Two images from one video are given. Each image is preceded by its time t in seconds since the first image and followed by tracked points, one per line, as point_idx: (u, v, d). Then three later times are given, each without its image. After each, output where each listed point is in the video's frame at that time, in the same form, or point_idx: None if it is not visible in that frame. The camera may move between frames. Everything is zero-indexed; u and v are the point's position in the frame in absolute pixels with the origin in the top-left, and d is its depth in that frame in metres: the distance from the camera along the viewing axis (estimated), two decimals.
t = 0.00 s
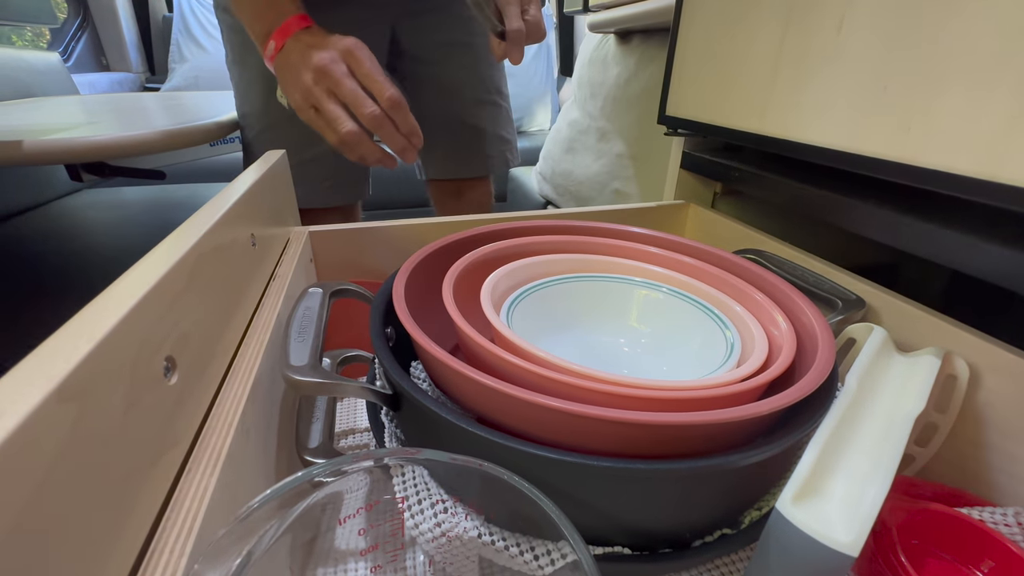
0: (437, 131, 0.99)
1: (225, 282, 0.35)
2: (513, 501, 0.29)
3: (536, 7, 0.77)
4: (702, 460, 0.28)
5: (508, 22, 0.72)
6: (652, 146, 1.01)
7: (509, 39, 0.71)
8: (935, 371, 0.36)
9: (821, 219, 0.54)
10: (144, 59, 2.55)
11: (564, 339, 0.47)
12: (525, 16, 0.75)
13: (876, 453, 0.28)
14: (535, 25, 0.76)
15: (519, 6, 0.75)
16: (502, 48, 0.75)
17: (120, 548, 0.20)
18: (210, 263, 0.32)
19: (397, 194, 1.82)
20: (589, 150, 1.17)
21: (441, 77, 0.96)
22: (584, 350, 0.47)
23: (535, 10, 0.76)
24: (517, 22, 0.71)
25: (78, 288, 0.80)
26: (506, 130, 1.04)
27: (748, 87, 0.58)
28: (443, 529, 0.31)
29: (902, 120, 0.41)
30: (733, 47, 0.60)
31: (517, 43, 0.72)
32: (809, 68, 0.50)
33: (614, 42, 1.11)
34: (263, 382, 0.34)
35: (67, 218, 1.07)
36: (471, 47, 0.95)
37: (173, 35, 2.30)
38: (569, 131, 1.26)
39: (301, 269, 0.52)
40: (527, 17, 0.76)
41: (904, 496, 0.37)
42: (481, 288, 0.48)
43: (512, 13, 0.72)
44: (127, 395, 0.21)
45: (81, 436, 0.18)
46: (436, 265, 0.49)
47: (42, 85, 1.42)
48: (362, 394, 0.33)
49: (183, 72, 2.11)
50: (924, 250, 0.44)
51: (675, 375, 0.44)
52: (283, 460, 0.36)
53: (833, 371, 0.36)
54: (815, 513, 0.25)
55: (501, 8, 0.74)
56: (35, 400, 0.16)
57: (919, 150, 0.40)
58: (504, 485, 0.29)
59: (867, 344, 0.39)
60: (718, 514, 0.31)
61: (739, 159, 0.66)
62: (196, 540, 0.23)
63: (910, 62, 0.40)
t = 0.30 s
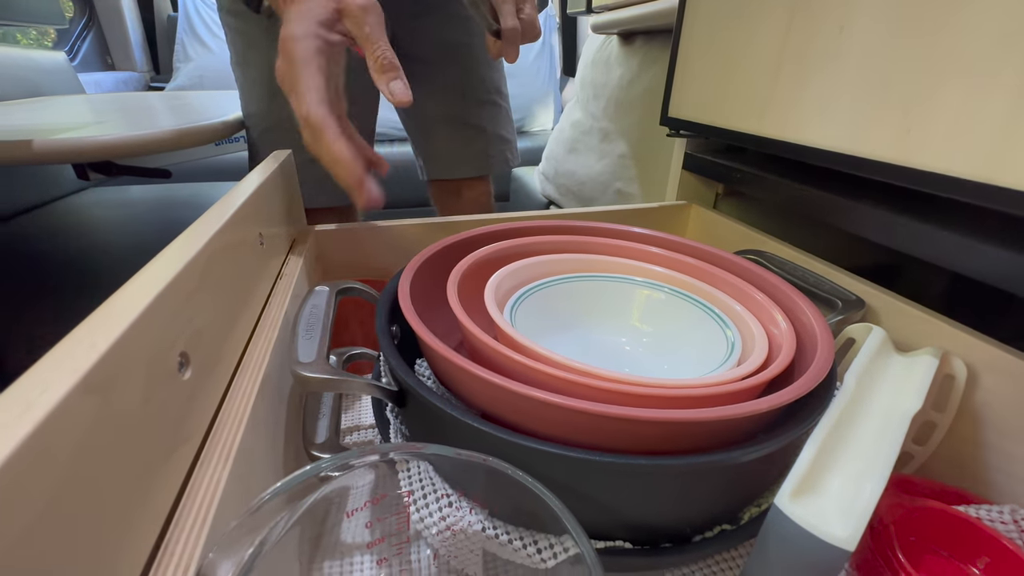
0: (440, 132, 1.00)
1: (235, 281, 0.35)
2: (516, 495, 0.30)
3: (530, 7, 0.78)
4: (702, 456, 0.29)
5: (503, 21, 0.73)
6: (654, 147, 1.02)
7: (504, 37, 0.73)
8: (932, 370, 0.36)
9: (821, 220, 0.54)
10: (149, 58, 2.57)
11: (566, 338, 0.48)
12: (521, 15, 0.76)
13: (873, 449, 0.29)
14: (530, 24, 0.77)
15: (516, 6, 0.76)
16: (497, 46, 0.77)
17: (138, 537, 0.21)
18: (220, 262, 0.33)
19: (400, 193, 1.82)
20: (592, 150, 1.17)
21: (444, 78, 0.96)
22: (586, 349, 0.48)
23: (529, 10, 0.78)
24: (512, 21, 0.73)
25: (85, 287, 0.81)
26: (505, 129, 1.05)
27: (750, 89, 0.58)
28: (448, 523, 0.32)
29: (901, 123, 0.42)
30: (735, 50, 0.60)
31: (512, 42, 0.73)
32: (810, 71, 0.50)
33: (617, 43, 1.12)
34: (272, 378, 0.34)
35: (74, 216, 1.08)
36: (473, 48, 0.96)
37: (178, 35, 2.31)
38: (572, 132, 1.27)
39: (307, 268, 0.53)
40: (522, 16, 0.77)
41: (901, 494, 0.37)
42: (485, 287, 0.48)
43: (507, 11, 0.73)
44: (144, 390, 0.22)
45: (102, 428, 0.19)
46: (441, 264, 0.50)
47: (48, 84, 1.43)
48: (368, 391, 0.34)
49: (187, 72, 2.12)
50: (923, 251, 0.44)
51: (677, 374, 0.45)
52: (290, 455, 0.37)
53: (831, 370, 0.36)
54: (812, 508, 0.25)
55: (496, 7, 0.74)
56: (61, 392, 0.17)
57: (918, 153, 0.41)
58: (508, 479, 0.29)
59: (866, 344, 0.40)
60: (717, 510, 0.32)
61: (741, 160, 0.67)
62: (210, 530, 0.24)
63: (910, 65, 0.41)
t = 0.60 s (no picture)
0: (442, 126, 1.01)
1: (244, 269, 0.36)
2: (522, 478, 0.30)
3: (532, 14, 0.78)
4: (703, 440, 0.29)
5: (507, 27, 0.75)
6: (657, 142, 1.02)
7: (508, 43, 0.75)
8: (932, 360, 0.37)
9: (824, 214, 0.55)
10: (152, 54, 2.57)
11: (570, 328, 0.48)
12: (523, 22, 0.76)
13: (874, 435, 0.29)
14: (532, 31, 0.77)
15: (519, 12, 0.76)
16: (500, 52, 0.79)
17: (155, 508, 0.21)
18: (230, 248, 0.33)
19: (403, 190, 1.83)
20: (595, 146, 1.18)
21: (447, 74, 0.97)
22: (591, 339, 0.48)
23: (532, 15, 0.77)
24: (516, 28, 0.74)
25: (92, 279, 0.82)
26: (502, 124, 1.05)
27: (754, 83, 0.58)
28: (454, 505, 0.33)
29: (904, 116, 0.42)
30: (738, 44, 0.60)
31: (517, 46, 0.76)
32: (813, 65, 0.50)
33: (621, 39, 1.12)
34: (281, 363, 0.35)
35: (80, 209, 1.09)
36: (476, 44, 0.97)
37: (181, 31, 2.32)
38: (575, 128, 1.27)
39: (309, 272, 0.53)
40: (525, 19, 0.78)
41: (900, 481, 0.38)
42: (489, 278, 0.49)
43: (512, 17, 0.75)
44: (160, 367, 0.22)
45: (122, 401, 0.19)
46: (446, 255, 0.50)
47: (53, 79, 1.43)
48: (375, 375, 0.35)
49: (191, 68, 2.12)
50: (924, 244, 0.45)
51: (680, 364, 0.45)
52: (297, 441, 0.37)
53: (833, 358, 0.37)
54: (813, 491, 0.26)
55: (499, 12, 0.76)
56: (85, 363, 0.17)
57: (920, 145, 0.41)
58: (513, 461, 0.30)
59: (868, 334, 0.40)
60: (719, 494, 0.32)
61: (744, 155, 0.67)
62: (223, 506, 0.24)
63: (913, 59, 0.41)
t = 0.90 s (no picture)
0: (446, 125, 1.01)
1: (253, 267, 0.36)
2: (531, 478, 0.30)
3: (538, 16, 0.80)
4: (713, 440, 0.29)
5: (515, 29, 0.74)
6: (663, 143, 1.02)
7: (515, 45, 0.75)
8: (942, 362, 0.36)
9: (832, 214, 0.54)
10: (157, 52, 2.58)
11: (577, 328, 0.48)
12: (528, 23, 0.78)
13: (885, 436, 0.29)
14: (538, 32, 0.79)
15: (526, 13, 0.78)
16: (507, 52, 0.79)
17: (168, 504, 0.21)
18: (241, 246, 0.33)
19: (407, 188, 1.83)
20: (600, 146, 1.18)
21: (452, 74, 0.97)
22: (598, 338, 0.48)
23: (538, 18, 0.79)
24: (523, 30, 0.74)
25: (98, 276, 0.82)
26: (507, 123, 1.05)
27: (762, 83, 0.58)
28: (462, 503, 0.33)
29: (915, 116, 0.42)
30: (747, 44, 0.60)
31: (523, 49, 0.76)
32: (823, 65, 0.50)
33: (626, 39, 1.12)
34: (290, 361, 0.35)
35: (86, 207, 1.10)
36: (480, 43, 0.96)
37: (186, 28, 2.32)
38: (580, 128, 1.27)
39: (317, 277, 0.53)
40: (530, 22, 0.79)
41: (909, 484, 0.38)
42: (496, 277, 0.49)
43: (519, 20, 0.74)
44: (174, 364, 0.23)
45: (138, 398, 0.19)
46: (453, 253, 0.50)
47: (59, 77, 1.44)
48: (384, 374, 0.35)
49: (196, 66, 2.13)
50: (933, 245, 0.44)
51: (686, 364, 0.45)
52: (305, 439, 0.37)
53: (842, 360, 0.37)
54: (824, 492, 0.26)
55: (505, 14, 0.75)
56: (103, 359, 0.17)
57: (931, 145, 0.41)
58: (523, 461, 0.29)
59: (878, 335, 0.40)
60: (728, 495, 0.32)
61: (750, 155, 0.67)
62: (235, 504, 0.24)
63: (924, 59, 0.41)
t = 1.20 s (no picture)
0: (449, 126, 1.01)
1: (259, 269, 0.35)
2: (539, 483, 0.30)
3: (541, 17, 0.79)
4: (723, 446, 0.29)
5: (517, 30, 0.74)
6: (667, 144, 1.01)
7: (518, 46, 0.74)
8: (953, 368, 0.36)
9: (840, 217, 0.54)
10: (159, 50, 2.58)
11: (583, 329, 0.48)
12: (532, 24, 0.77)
13: (896, 443, 0.29)
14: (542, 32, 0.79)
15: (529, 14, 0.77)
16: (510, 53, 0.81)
17: (176, 510, 0.21)
18: (247, 248, 0.33)
19: (409, 188, 1.83)
20: (604, 147, 1.17)
21: (456, 74, 0.97)
22: (603, 340, 0.48)
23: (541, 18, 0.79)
24: (525, 31, 0.74)
25: (99, 275, 0.82)
26: (509, 124, 1.05)
27: (770, 85, 0.58)
28: (469, 507, 0.33)
29: (925, 120, 0.42)
30: (755, 45, 0.60)
31: (525, 50, 0.75)
32: (832, 67, 0.50)
33: (631, 40, 1.11)
34: (296, 364, 0.34)
35: (87, 205, 1.09)
36: (484, 43, 0.96)
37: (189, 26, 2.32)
38: (584, 128, 1.27)
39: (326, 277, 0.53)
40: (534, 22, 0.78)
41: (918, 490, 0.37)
42: (502, 278, 0.48)
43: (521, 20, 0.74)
44: (182, 368, 0.22)
45: (147, 404, 0.19)
46: (459, 254, 0.50)
47: (61, 74, 1.44)
48: (392, 374, 0.34)
49: (198, 64, 2.12)
50: (942, 250, 0.44)
51: (693, 367, 0.45)
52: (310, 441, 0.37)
53: (853, 366, 0.36)
54: (836, 500, 0.25)
55: (508, 15, 0.75)
56: (112, 365, 0.17)
57: (941, 150, 0.41)
58: (531, 466, 0.29)
59: (887, 340, 0.39)
60: (737, 501, 0.32)
61: (757, 157, 0.67)
62: (243, 509, 0.24)
63: (936, 62, 0.41)
